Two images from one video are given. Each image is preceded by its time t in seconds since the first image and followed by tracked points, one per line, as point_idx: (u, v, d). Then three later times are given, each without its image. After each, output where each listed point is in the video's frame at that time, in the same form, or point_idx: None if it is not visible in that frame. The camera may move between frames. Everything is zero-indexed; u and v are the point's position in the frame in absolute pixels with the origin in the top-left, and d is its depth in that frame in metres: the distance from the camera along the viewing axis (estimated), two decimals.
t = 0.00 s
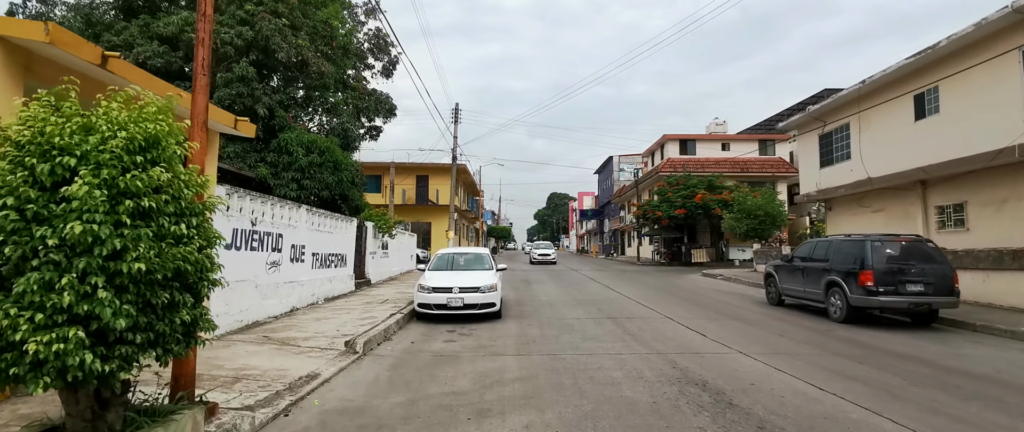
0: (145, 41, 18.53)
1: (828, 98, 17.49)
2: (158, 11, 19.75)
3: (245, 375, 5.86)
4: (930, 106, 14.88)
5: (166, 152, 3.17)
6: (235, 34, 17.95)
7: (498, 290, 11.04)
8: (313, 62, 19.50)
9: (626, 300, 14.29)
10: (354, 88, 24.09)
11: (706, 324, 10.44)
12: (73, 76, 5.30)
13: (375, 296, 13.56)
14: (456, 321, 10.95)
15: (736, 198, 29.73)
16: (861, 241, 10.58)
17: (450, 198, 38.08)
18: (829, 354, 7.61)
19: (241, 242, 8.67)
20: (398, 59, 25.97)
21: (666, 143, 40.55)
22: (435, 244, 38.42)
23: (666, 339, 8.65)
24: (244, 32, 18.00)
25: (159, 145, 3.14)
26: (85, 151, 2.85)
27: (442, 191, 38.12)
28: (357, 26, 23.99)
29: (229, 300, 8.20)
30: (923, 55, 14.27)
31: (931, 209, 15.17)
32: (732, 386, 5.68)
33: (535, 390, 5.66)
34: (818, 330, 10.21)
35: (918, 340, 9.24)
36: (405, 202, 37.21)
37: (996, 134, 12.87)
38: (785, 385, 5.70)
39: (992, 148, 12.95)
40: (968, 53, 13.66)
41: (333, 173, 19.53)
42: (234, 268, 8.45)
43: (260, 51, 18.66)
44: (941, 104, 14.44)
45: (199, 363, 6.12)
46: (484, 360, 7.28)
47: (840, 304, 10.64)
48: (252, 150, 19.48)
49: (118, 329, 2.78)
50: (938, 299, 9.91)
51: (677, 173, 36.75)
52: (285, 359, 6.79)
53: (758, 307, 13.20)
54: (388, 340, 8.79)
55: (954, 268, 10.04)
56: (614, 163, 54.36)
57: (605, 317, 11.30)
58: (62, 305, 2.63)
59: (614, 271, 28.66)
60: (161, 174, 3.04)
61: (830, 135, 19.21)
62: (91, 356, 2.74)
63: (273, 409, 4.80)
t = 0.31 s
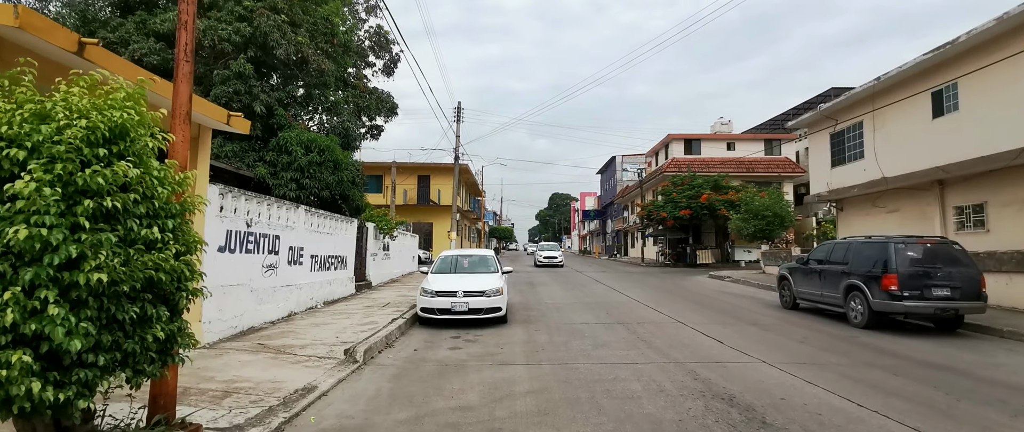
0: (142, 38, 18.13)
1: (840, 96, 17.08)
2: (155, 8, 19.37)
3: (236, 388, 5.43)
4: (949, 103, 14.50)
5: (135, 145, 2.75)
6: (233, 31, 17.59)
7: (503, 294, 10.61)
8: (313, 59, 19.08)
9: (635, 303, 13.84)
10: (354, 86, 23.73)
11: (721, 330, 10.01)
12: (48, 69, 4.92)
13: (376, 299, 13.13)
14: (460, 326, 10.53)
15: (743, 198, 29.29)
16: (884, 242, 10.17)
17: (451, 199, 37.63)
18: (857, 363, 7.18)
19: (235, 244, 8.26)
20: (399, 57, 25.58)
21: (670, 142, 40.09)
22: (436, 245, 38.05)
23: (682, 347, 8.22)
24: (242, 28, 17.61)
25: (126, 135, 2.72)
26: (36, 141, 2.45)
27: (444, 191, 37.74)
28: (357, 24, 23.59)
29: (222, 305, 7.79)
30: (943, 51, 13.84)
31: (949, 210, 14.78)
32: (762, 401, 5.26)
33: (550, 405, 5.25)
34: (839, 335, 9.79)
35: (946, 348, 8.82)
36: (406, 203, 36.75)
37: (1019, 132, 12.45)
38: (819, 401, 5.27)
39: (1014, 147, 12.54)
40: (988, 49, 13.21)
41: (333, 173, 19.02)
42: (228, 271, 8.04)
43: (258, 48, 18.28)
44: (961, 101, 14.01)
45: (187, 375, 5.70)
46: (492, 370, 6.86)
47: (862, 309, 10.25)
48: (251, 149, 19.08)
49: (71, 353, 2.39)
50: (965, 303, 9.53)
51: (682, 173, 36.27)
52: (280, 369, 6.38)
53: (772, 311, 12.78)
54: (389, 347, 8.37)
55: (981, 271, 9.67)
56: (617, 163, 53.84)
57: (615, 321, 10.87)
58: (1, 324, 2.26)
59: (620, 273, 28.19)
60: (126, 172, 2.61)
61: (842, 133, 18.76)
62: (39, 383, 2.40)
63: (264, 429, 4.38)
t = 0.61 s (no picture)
0: (137, 34, 17.74)
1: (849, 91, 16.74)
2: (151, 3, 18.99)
3: (224, 394, 5.06)
4: (964, 98, 14.12)
5: (91, 119, 2.57)
6: (230, 25, 17.22)
7: (508, 293, 10.24)
8: (312, 55, 18.67)
9: (642, 303, 13.45)
10: (354, 83, 23.36)
11: (734, 330, 9.63)
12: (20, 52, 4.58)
13: (375, 299, 12.74)
14: (463, 327, 10.14)
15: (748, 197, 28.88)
16: (903, 240, 9.81)
17: (453, 198, 37.23)
18: (883, 367, 6.80)
19: (228, 241, 7.89)
20: (400, 54, 25.21)
21: (673, 141, 39.67)
22: (438, 244, 37.69)
23: (696, 349, 7.84)
24: (239, 23, 17.23)
25: (81, 107, 2.53)
26: None
27: (445, 190, 37.38)
28: (358, 20, 23.19)
29: (214, 305, 7.41)
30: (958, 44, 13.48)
31: (964, 207, 14.41)
32: (791, 408, 4.89)
33: (563, 413, 4.88)
34: (857, 336, 9.41)
35: (970, 349, 8.45)
36: (407, 202, 36.34)
37: None
38: (851, 408, 4.90)
39: None
40: (1005, 41, 12.84)
41: (332, 170, 18.53)
42: (220, 269, 7.66)
43: (256, 43, 17.87)
44: (977, 96, 13.63)
45: (173, 380, 5.33)
46: (498, 373, 6.49)
47: (880, 309, 9.92)
48: (249, 146, 18.68)
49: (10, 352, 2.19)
50: (989, 303, 9.18)
51: (686, 171, 35.86)
52: (273, 373, 6.01)
53: (783, 311, 12.41)
54: (389, 349, 7.99)
55: (1004, 269, 9.32)
56: (619, 162, 53.38)
57: (624, 322, 10.48)
58: None
59: (624, 273, 27.80)
60: (76, 147, 2.44)
61: (852, 130, 18.36)
62: None
63: None
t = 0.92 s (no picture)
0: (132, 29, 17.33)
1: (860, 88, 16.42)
2: None
3: (209, 406, 4.65)
4: (981, 94, 13.72)
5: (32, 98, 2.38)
6: (226, 19, 16.89)
7: (513, 295, 9.83)
8: (310, 50, 18.27)
9: (651, 305, 13.03)
10: (354, 81, 22.98)
11: (749, 334, 9.22)
12: None
13: (374, 301, 12.31)
14: (466, 330, 9.72)
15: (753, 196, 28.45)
16: (926, 240, 9.41)
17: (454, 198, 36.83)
18: (914, 375, 6.39)
19: (219, 240, 7.46)
20: (400, 51, 24.82)
21: (676, 140, 39.22)
22: (438, 244, 37.29)
23: (714, 354, 7.42)
24: (235, 17, 16.88)
25: (18, 77, 2.35)
26: None
27: (445, 190, 36.98)
28: (357, 16, 22.79)
29: (203, 308, 6.99)
30: (973, 38, 13.11)
31: (981, 205, 14.00)
32: (828, 423, 4.48)
33: (579, 427, 4.47)
34: (878, 341, 9.00)
35: (1000, 355, 8.04)
36: (407, 202, 35.94)
37: None
38: (893, 423, 4.50)
39: None
40: (1023, 35, 12.45)
41: (331, 168, 18.04)
42: (210, 270, 7.23)
43: (253, 38, 17.53)
44: (995, 91, 13.23)
45: (154, 391, 4.92)
46: (505, 381, 6.07)
47: (902, 312, 9.52)
48: (246, 143, 18.24)
49: None
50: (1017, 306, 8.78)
51: (689, 170, 35.47)
52: (265, 382, 5.60)
53: (797, 314, 12.00)
54: (389, 355, 7.57)
55: None
56: (620, 162, 52.97)
57: (633, 325, 10.07)
58: None
59: (627, 273, 27.40)
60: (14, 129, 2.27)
61: (863, 127, 17.98)
62: None
63: None
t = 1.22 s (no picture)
0: (129, 24, 16.92)
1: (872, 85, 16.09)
2: None
3: (195, 420, 4.27)
4: (999, 89, 13.33)
5: None
6: (223, 14, 16.55)
7: (519, 297, 9.44)
8: (309, 46, 17.88)
9: (660, 307, 12.64)
10: (354, 78, 22.63)
11: (767, 337, 8.83)
12: None
13: (375, 303, 11.91)
14: (471, 333, 9.34)
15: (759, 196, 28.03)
16: (952, 240, 9.02)
17: (456, 197, 36.40)
18: (950, 383, 6.01)
19: (212, 240, 7.08)
20: (401, 48, 24.46)
21: (680, 139, 38.78)
22: (440, 245, 36.93)
23: (734, 360, 7.03)
24: (233, 11, 16.53)
25: None
26: None
27: (447, 189, 36.59)
28: (358, 12, 22.42)
29: (195, 311, 6.61)
30: (991, 33, 12.74)
31: (999, 205, 13.61)
32: None
33: None
34: (902, 345, 8.63)
35: None
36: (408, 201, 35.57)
37: None
38: None
39: None
40: None
41: (331, 167, 17.60)
42: (203, 271, 6.85)
43: (251, 33, 17.15)
44: (1014, 87, 12.82)
45: (137, 404, 4.54)
46: (515, 391, 5.69)
47: (926, 315, 9.14)
48: (244, 141, 17.81)
49: None
50: None
51: (693, 170, 35.08)
52: (257, 391, 5.22)
53: (811, 316, 11.62)
54: (391, 361, 7.19)
55: None
56: (623, 162, 52.47)
57: (644, 328, 9.68)
58: None
59: (632, 273, 27.01)
60: None
61: (875, 125, 17.60)
62: None
63: None
